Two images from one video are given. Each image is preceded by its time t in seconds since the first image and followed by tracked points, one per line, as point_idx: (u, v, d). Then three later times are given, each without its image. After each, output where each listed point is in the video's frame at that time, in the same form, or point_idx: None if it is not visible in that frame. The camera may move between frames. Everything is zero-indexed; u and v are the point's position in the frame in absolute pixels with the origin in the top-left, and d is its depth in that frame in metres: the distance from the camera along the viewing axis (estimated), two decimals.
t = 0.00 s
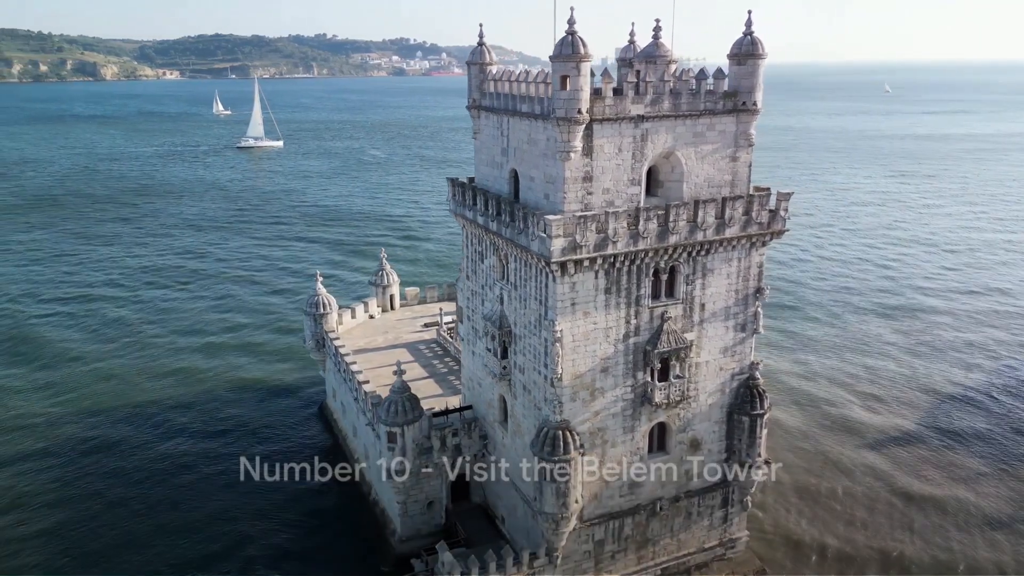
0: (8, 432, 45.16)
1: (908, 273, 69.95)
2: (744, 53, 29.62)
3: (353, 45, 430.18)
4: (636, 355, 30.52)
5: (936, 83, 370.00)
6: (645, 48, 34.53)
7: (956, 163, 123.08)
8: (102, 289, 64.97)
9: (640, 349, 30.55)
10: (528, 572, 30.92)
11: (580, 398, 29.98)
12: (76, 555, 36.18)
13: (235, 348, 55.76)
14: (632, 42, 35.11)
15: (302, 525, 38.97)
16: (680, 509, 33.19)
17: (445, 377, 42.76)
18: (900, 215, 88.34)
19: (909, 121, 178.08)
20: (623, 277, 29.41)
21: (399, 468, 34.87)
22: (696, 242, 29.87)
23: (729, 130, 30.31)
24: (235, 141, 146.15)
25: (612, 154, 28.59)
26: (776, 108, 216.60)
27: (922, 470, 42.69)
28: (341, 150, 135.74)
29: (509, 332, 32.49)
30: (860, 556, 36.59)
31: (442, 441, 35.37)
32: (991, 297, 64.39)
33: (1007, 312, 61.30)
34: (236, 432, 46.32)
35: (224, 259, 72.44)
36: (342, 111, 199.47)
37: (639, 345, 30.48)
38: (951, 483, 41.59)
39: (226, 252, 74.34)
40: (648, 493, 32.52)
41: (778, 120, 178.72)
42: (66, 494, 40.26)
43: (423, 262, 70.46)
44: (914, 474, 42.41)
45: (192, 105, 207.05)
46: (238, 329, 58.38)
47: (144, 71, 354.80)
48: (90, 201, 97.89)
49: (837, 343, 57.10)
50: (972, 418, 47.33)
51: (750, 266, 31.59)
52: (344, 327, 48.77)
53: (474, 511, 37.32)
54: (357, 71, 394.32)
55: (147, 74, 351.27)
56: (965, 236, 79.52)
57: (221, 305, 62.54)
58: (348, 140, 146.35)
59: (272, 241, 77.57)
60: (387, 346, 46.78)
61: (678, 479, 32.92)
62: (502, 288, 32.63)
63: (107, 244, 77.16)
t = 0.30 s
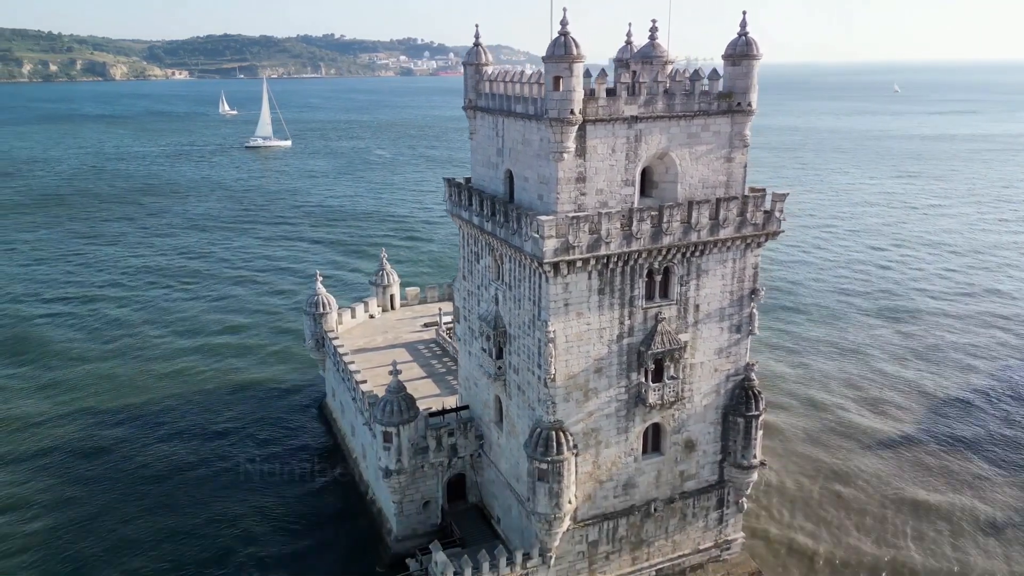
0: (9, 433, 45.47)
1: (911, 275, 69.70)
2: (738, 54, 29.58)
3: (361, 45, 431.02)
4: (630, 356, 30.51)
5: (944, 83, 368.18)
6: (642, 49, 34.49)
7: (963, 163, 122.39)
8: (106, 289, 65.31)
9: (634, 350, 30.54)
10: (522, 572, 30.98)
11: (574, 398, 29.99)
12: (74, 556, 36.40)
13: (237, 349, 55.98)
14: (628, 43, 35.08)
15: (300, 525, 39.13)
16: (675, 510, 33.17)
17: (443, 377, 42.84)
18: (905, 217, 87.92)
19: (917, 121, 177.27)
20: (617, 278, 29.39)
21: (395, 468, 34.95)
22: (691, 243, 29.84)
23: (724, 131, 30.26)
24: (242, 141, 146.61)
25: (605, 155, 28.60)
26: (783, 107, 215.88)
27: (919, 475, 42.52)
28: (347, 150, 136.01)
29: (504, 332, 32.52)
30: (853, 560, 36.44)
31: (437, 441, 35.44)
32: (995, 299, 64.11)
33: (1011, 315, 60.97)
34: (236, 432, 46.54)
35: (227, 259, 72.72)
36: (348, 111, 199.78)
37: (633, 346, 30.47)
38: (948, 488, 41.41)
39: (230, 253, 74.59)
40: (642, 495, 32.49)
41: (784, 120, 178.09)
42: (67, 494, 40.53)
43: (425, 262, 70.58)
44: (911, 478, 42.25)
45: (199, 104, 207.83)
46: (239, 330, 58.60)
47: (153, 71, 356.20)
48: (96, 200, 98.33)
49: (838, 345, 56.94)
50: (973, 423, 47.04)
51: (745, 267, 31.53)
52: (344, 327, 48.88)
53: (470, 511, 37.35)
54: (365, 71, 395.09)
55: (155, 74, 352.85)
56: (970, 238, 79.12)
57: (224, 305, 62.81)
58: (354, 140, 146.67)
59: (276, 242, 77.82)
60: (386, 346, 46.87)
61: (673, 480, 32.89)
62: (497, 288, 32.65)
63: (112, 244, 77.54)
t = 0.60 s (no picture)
0: (12, 432, 45.91)
1: (916, 277, 69.31)
2: (732, 55, 29.52)
3: (371, 45, 431.97)
4: (622, 357, 30.49)
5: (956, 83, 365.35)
6: (638, 49, 34.42)
7: (973, 164, 121.50)
8: (112, 289, 65.79)
9: (627, 351, 30.51)
10: (514, 572, 31.01)
11: (566, 399, 30.00)
12: (73, 556, 36.67)
13: (239, 349, 56.29)
14: (624, 44, 35.03)
15: (297, 525, 39.28)
16: (669, 512, 33.13)
17: (441, 377, 42.92)
18: (911, 218, 87.43)
19: (927, 121, 176.07)
20: (609, 279, 29.39)
21: (390, 468, 35.04)
22: (683, 245, 29.80)
23: (717, 132, 30.21)
24: (250, 141, 147.24)
25: (597, 156, 28.59)
26: (793, 107, 214.76)
27: (916, 481, 42.28)
28: (354, 149, 136.41)
29: (498, 333, 32.56)
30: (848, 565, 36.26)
31: (432, 442, 35.53)
32: (1000, 301, 63.68)
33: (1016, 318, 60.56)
34: (236, 433, 46.79)
35: (232, 260, 73.09)
36: (357, 111, 200.16)
37: (626, 347, 30.45)
38: (945, 494, 41.12)
39: (235, 253, 74.97)
40: (635, 496, 32.44)
41: (794, 120, 177.28)
42: (68, 494, 40.87)
43: (428, 262, 70.73)
44: (907, 484, 42.03)
45: (209, 104, 208.88)
46: (242, 330, 58.93)
47: (164, 71, 357.95)
48: (104, 200, 98.95)
49: (841, 349, 56.71)
50: (974, 429, 46.68)
51: (739, 268, 31.46)
52: (344, 326, 49.05)
53: (465, 511, 37.38)
54: (375, 71, 395.74)
55: (167, 74, 354.76)
56: (976, 239, 78.61)
57: (227, 305, 63.12)
58: (361, 139, 147.08)
59: (281, 242, 78.14)
60: (385, 346, 46.99)
61: (666, 481, 32.84)
62: (491, 288, 32.70)
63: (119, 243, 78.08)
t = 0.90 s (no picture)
0: (13, 432, 46.23)
1: (920, 279, 69.01)
2: (726, 55, 29.49)
3: (379, 45, 432.63)
4: (616, 357, 30.50)
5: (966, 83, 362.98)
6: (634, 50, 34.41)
7: (981, 164, 120.77)
8: (116, 289, 66.25)
9: (620, 351, 30.52)
10: (507, 572, 31.05)
11: (559, 399, 30.04)
12: (71, 555, 36.93)
13: (241, 349, 56.59)
14: (621, 44, 35.01)
15: (295, 526, 39.49)
16: (663, 512, 33.13)
17: (439, 376, 43.03)
18: (917, 219, 87.03)
19: (936, 121, 175.02)
20: (602, 280, 29.41)
21: (386, 467, 35.14)
22: (676, 246, 29.80)
23: (712, 133, 30.19)
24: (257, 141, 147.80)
25: (590, 157, 28.61)
26: (801, 107, 213.58)
27: (912, 485, 42.13)
28: (360, 149, 136.70)
29: (492, 333, 32.61)
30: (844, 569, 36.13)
31: (428, 441, 35.64)
32: (1004, 303, 63.31)
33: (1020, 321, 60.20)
34: (236, 433, 47.04)
35: (235, 260, 73.43)
36: (364, 110, 200.56)
37: (619, 348, 30.46)
38: (941, 498, 40.95)
39: (239, 253, 75.32)
40: (629, 496, 32.44)
41: (802, 121, 176.55)
42: (67, 494, 41.13)
43: (431, 262, 70.86)
44: (903, 488, 41.90)
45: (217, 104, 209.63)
46: (244, 330, 59.21)
47: (173, 71, 359.40)
48: (111, 199, 99.55)
49: (840, 351, 56.60)
50: (974, 434, 46.47)
51: (733, 269, 31.43)
52: (344, 326, 49.21)
53: (461, 511, 37.44)
54: (383, 71, 396.26)
55: (176, 74, 356.05)
56: (982, 241, 78.16)
57: (230, 305, 63.42)
58: (367, 139, 147.38)
59: (285, 242, 78.44)
60: (385, 345, 47.13)
61: (661, 482, 32.85)
62: (486, 289, 32.75)
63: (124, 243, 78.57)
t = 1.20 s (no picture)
0: (14, 430, 46.61)
1: (924, 281, 68.64)
2: (718, 56, 29.47)
3: (389, 45, 433.66)
4: (607, 357, 30.55)
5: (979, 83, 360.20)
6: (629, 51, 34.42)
7: (990, 165, 119.97)
8: (122, 288, 66.87)
9: (611, 351, 30.57)
10: (498, 571, 31.12)
11: (550, 399, 30.11)
12: (68, 554, 37.22)
13: (244, 348, 57.01)
14: (616, 44, 35.01)
15: (292, 526, 39.72)
16: (655, 512, 33.13)
17: (436, 375, 43.21)
18: (923, 220, 86.60)
19: (946, 121, 173.81)
20: (593, 279, 29.46)
21: (380, 466, 35.28)
22: (668, 246, 29.81)
23: (703, 133, 30.19)
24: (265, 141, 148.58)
25: (581, 157, 28.67)
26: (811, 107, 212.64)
27: (908, 489, 41.96)
28: (367, 149, 137.18)
29: (485, 332, 32.72)
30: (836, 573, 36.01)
31: (422, 440, 35.79)
32: (1009, 306, 62.94)
33: None
34: (235, 433, 47.34)
35: (240, 260, 73.80)
36: (372, 110, 201.20)
37: (610, 348, 30.51)
38: (936, 503, 40.81)
39: (244, 252, 75.82)
40: (621, 496, 32.46)
41: (811, 121, 175.75)
42: (66, 493, 41.46)
43: (434, 262, 71.09)
44: (898, 491, 41.79)
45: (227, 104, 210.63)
46: (247, 330, 59.69)
47: (184, 71, 361.42)
48: (120, 198, 100.39)
49: (841, 354, 56.40)
50: (974, 437, 46.25)
51: (726, 269, 31.42)
52: (344, 325, 49.43)
53: (456, 510, 37.54)
54: (393, 71, 396.95)
55: (187, 74, 358.21)
56: (988, 243, 77.70)
57: (233, 305, 63.75)
58: (375, 139, 147.86)
59: (289, 241, 78.90)
60: (383, 344, 47.31)
61: (653, 482, 32.86)
62: (479, 288, 32.84)
63: (131, 242, 79.22)
